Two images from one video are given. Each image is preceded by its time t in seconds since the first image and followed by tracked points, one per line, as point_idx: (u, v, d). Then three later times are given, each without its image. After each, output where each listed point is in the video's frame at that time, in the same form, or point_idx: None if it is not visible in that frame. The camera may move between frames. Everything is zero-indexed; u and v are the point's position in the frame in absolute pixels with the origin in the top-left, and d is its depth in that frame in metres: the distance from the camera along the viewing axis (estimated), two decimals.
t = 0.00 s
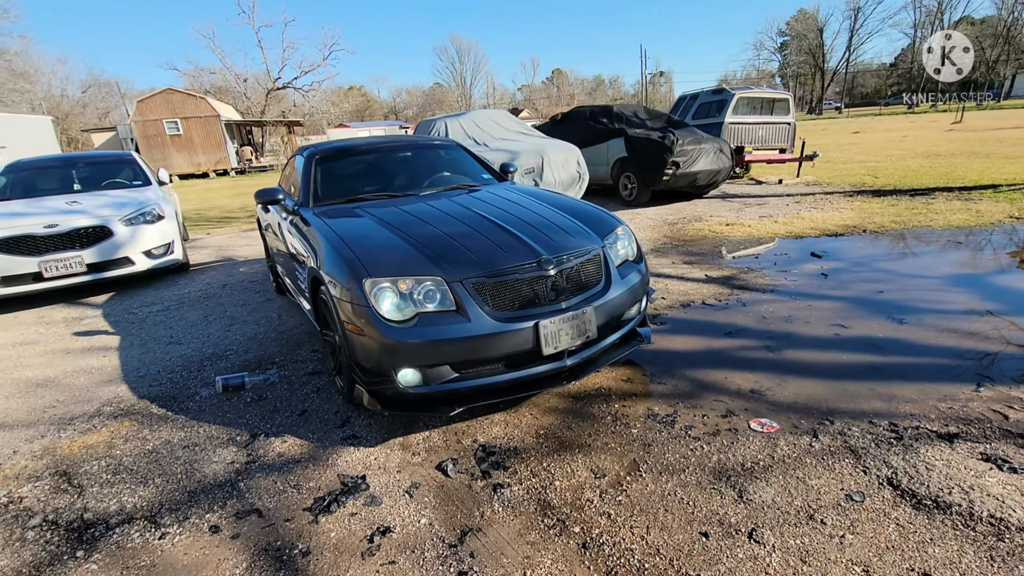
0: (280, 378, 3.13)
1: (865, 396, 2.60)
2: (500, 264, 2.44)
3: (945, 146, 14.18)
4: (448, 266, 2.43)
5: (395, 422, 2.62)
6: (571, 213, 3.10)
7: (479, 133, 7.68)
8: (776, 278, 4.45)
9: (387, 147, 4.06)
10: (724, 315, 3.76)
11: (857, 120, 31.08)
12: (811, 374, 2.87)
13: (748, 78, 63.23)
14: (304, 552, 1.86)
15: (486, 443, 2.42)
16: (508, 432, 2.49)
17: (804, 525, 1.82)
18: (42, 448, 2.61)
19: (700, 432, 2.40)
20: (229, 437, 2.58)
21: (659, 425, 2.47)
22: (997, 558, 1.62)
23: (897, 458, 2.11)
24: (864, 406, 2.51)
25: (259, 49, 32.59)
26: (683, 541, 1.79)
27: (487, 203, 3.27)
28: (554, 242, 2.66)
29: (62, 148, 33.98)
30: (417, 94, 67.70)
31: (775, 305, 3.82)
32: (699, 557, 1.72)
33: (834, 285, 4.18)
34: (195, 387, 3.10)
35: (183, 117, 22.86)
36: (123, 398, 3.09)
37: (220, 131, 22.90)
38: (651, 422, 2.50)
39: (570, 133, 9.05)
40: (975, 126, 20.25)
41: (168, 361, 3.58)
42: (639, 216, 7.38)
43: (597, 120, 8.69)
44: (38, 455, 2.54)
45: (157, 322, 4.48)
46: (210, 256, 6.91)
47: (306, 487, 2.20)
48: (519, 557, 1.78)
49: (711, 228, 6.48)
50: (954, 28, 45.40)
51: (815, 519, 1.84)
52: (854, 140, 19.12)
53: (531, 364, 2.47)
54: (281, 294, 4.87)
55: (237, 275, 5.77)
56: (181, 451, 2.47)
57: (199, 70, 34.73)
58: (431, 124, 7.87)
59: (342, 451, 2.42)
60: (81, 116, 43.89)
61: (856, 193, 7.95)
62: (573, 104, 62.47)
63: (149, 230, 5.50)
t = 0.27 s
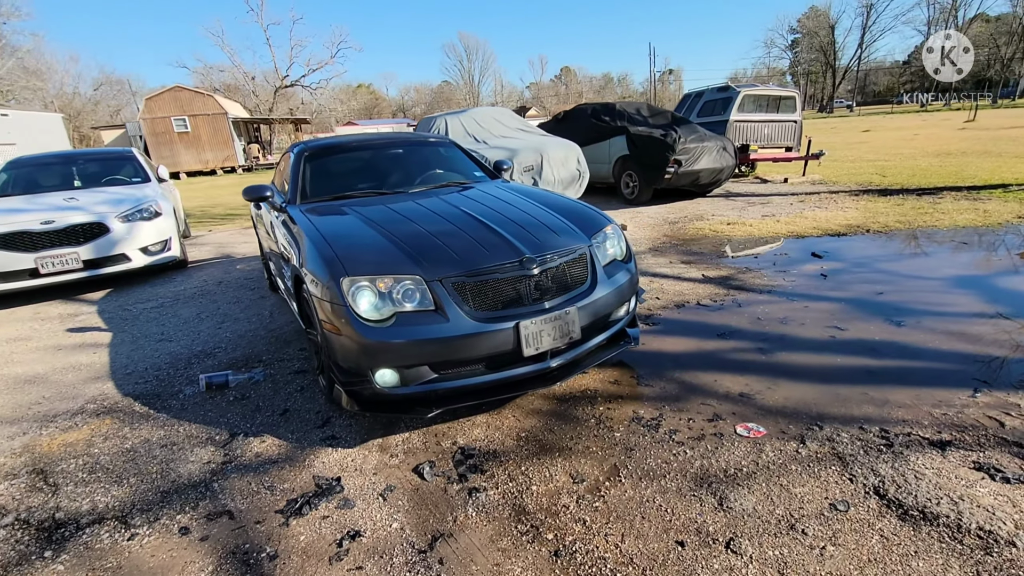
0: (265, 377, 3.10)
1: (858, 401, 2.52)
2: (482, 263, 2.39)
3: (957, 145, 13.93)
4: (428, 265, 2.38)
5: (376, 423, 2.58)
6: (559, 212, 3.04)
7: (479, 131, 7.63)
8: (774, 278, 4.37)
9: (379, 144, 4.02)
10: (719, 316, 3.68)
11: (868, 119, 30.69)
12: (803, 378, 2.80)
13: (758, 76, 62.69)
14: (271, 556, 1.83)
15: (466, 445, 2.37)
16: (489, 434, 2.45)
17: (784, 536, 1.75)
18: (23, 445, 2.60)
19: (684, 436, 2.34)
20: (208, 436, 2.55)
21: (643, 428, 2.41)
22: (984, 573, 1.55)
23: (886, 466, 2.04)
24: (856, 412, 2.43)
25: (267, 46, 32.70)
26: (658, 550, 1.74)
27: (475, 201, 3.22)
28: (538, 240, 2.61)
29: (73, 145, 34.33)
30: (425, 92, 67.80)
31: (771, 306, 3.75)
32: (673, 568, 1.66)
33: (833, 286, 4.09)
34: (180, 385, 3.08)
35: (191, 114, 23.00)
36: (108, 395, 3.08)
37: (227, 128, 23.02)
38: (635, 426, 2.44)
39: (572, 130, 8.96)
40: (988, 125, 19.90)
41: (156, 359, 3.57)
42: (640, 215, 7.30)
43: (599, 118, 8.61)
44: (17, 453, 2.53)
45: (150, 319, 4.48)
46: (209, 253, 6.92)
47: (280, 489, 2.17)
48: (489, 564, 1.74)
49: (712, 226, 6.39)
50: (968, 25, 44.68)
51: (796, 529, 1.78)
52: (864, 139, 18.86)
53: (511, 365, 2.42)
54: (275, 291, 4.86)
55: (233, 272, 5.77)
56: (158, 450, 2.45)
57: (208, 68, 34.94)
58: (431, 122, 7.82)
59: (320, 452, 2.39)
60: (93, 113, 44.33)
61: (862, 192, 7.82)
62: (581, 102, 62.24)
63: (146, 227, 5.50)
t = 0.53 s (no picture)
0: (265, 374, 3.10)
1: (872, 415, 2.39)
2: (476, 265, 2.32)
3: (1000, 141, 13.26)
4: (421, 266, 2.33)
5: (369, 425, 2.55)
6: (562, 211, 2.95)
7: (495, 126, 7.54)
8: (793, 281, 4.19)
9: (386, 140, 3.98)
10: (731, 320, 3.55)
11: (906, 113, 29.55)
12: (816, 388, 2.67)
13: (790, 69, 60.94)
14: (252, 560, 1.80)
15: (457, 450, 2.32)
16: (482, 440, 2.39)
17: (781, 560, 1.65)
18: (28, 437, 2.65)
19: (683, 448, 2.24)
20: (204, 434, 2.56)
21: (641, 438, 2.32)
22: None
23: (898, 487, 1.91)
24: (869, 427, 2.30)
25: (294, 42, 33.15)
26: (645, 571, 1.65)
27: (477, 200, 3.15)
28: (537, 241, 2.53)
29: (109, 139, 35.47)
30: (450, 86, 67.90)
31: (787, 311, 3.60)
32: None
33: (855, 290, 3.90)
34: (183, 380, 3.11)
35: (220, 109, 23.47)
36: (114, 388, 3.12)
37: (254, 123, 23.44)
38: (633, 436, 2.35)
39: (591, 125, 8.80)
40: None
41: (164, 353, 3.62)
42: (658, 212, 7.13)
43: (619, 112, 8.44)
44: (22, 445, 2.58)
45: (164, 312, 4.55)
46: (228, 247, 7.03)
47: (268, 490, 2.15)
48: None
49: (732, 225, 6.19)
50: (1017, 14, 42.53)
51: (795, 554, 1.67)
52: (899, 133, 18.14)
53: (505, 370, 2.35)
54: (285, 286, 4.89)
55: (248, 266, 5.83)
56: (154, 447, 2.46)
57: (238, 63, 35.60)
58: (447, 117, 7.78)
59: (311, 454, 2.37)
60: (129, 108, 45.68)
61: (893, 190, 7.49)
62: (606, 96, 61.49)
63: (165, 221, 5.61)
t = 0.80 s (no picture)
0: (259, 371, 3.10)
1: (872, 421, 2.30)
2: (462, 264, 2.28)
3: None
4: (406, 265, 2.29)
5: (357, 425, 2.52)
6: (556, 208, 2.89)
7: (500, 119, 7.47)
8: (798, 279, 4.09)
9: (382, 135, 3.94)
10: (732, 319, 3.46)
11: (927, 104, 28.83)
12: (815, 391, 2.58)
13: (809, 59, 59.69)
14: (228, 563, 1.79)
15: (442, 452, 2.29)
16: (468, 442, 2.35)
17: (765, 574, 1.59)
18: (23, 433, 2.67)
19: (672, 453, 2.18)
20: (193, 432, 2.56)
21: (630, 442, 2.27)
22: None
23: (892, 498, 1.84)
24: (867, 434, 2.22)
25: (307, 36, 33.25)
26: None
27: (471, 196, 3.10)
28: (526, 239, 2.47)
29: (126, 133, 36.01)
30: (463, 79, 67.69)
31: (790, 310, 3.50)
32: None
33: (863, 289, 3.79)
34: (177, 377, 3.12)
35: (233, 103, 23.65)
36: (110, 384, 3.15)
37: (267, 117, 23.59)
38: (622, 439, 2.30)
39: (599, 118, 8.68)
40: None
41: (162, 349, 3.64)
42: (665, 207, 7.02)
43: (627, 105, 8.31)
44: (16, 441, 2.61)
45: (166, 307, 4.58)
46: (234, 241, 7.07)
47: (251, 490, 2.14)
48: None
49: (741, 220, 6.07)
50: None
51: (780, 567, 1.61)
52: (920, 125, 17.67)
53: (491, 371, 2.31)
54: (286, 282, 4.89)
55: (252, 261, 5.86)
56: (143, 444, 2.47)
57: (251, 57, 35.78)
58: (453, 110, 7.72)
59: (297, 453, 2.35)
60: (145, 102, 46.22)
61: (909, 184, 7.28)
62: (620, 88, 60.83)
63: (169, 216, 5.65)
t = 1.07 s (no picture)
0: (255, 370, 3.12)
1: (871, 427, 2.22)
2: (449, 264, 2.25)
3: None
4: (393, 266, 2.27)
5: (347, 425, 2.52)
6: (550, 207, 2.85)
7: (508, 117, 7.42)
8: (806, 278, 3.98)
9: (381, 134, 3.93)
10: (733, 320, 3.38)
11: (953, 97, 28.04)
12: (814, 396, 2.51)
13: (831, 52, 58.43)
14: (209, 562, 1.80)
15: (429, 454, 2.27)
16: (456, 443, 2.33)
17: None
18: (24, 429, 2.73)
19: (662, 458, 2.13)
20: (187, 430, 2.58)
21: (619, 447, 2.23)
22: None
23: (887, 509, 1.77)
24: (866, 440, 2.14)
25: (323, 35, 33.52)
26: None
27: (465, 195, 3.08)
28: (516, 239, 2.44)
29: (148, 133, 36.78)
30: (478, 76, 67.71)
31: (794, 311, 3.41)
32: None
33: (872, 289, 3.68)
34: (176, 375, 3.15)
35: (249, 103, 23.96)
36: (112, 381, 3.19)
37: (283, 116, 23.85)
38: (611, 443, 2.26)
39: (608, 115, 8.59)
40: None
41: (165, 346, 3.68)
42: (674, 205, 6.92)
43: (636, 101, 8.20)
44: (17, 437, 2.66)
45: (173, 305, 4.65)
46: (244, 240, 7.15)
47: (238, 490, 2.15)
48: None
49: (751, 218, 5.94)
50: None
51: None
52: (944, 119, 17.17)
53: (479, 373, 2.29)
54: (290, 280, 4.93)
55: (259, 259, 5.91)
56: (137, 442, 2.50)
57: (268, 57, 36.22)
58: (460, 108, 7.70)
59: (286, 453, 2.36)
60: (167, 102, 47.13)
61: (928, 180, 7.06)
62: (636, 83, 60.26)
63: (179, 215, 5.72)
